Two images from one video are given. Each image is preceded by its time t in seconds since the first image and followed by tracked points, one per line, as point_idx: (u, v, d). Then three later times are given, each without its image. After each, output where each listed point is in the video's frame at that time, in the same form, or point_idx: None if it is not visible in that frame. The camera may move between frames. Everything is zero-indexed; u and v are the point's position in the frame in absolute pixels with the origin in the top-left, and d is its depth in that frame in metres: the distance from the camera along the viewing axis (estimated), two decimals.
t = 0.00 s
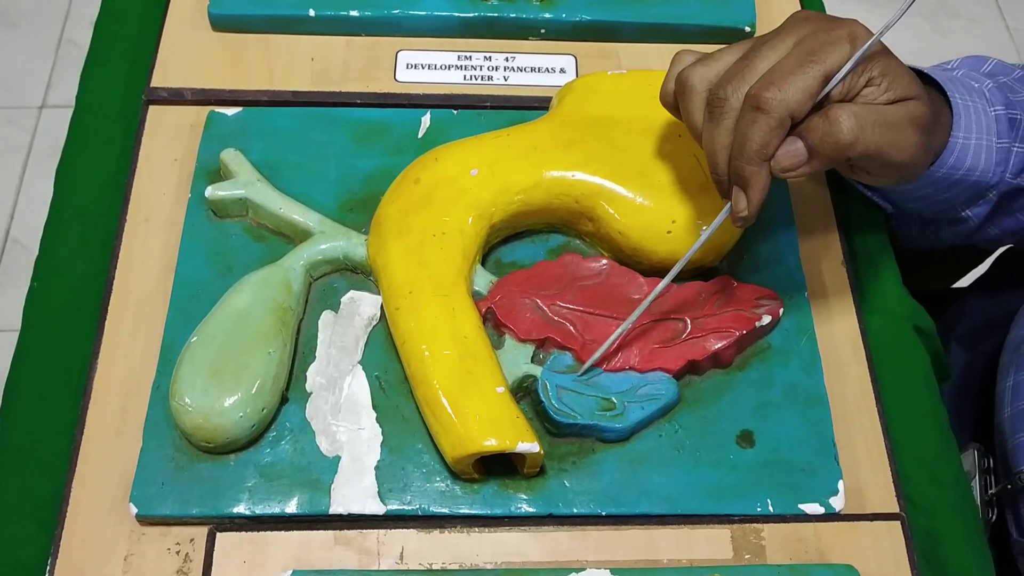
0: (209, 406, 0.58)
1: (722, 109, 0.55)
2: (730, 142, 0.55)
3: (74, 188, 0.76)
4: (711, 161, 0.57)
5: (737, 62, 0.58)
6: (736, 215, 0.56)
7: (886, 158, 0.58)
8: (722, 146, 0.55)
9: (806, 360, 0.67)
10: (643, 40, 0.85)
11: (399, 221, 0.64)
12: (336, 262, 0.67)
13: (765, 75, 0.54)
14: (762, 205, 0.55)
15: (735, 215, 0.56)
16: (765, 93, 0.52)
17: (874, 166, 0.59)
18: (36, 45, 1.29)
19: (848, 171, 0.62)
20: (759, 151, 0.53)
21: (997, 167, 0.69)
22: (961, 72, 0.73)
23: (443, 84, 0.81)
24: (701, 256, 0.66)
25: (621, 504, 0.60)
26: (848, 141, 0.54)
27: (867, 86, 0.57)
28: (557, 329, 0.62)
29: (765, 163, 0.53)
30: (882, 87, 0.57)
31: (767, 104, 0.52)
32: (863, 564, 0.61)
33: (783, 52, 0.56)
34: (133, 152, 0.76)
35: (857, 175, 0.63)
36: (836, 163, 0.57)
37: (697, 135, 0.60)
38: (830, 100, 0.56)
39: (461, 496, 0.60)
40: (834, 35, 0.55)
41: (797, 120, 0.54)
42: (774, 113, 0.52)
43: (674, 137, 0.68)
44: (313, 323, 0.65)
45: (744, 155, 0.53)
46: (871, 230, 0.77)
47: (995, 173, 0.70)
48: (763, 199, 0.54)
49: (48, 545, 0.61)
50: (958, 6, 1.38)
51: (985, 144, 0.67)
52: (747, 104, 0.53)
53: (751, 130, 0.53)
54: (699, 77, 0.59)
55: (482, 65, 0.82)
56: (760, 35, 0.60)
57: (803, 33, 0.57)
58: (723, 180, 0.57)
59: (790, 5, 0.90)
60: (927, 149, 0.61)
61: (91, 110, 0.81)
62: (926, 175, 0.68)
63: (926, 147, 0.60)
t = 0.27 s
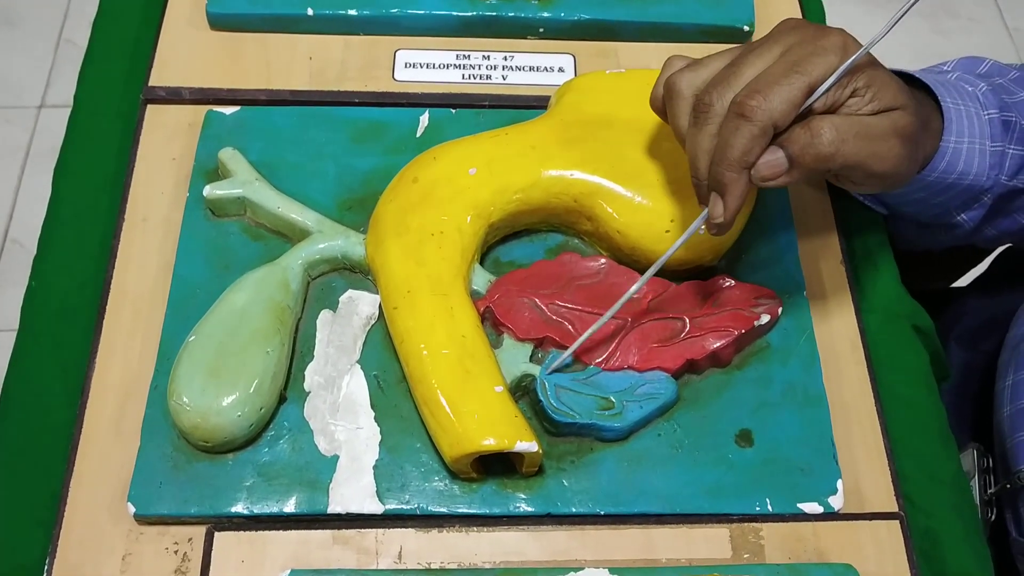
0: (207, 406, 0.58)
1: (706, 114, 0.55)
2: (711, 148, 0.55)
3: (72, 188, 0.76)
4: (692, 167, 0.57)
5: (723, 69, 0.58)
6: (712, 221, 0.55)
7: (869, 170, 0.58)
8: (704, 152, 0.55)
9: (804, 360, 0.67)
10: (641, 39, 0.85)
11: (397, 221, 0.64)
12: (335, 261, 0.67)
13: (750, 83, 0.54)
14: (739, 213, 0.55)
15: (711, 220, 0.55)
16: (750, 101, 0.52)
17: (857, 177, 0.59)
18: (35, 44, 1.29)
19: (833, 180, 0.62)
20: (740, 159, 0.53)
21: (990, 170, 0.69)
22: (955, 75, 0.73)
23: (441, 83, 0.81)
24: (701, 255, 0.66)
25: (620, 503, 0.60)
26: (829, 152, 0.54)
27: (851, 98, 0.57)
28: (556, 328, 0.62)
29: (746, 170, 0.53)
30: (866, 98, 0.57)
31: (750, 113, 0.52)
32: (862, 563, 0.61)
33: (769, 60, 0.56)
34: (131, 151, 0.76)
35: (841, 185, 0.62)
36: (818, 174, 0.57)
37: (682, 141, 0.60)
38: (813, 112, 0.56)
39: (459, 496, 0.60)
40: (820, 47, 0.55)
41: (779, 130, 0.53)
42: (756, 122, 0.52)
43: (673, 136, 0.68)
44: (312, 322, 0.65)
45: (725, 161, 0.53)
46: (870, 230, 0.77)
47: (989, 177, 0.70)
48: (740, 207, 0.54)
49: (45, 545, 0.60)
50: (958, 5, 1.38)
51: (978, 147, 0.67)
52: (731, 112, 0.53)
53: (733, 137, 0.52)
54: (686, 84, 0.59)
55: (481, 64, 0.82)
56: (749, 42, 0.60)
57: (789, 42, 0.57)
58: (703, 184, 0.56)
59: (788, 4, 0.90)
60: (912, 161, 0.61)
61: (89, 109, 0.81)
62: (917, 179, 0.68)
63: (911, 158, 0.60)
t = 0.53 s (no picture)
0: (207, 406, 0.58)
1: (702, 114, 0.56)
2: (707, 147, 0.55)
3: (72, 187, 0.76)
4: (688, 166, 0.57)
5: (720, 68, 0.58)
6: (707, 220, 0.56)
7: (865, 170, 0.58)
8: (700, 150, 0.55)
9: (804, 359, 0.67)
10: (641, 39, 0.85)
11: (397, 220, 0.64)
12: (335, 260, 0.67)
13: (746, 82, 0.54)
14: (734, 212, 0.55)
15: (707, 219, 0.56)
16: (745, 100, 0.52)
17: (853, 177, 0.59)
18: (34, 43, 1.29)
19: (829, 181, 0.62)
20: (735, 157, 0.53)
21: (989, 170, 0.69)
22: (952, 76, 0.73)
23: (441, 83, 0.81)
24: (701, 254, 0.66)
25: (620, 502, 0.60)
26: (824, 153, 0.54)
27: (847, 98, 0.57)
28: (557, 328, 0.62)
29: (740, 169, 0.53)
30: (862, 99, 0.57)
31: (747, 111, 0.52)
32: (862, 563, 0.61)
33: (765, 60, 0.57)
34: (131, 150, 0.76)
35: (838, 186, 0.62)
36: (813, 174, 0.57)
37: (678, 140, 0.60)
38: (809, 111, 0.56)
39: (459, 495, 0.60)
40: (816, 47, 0.55)
41: (775, 129, 0.54)
42: (752, 120, 0.52)
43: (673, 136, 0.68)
44: (312, 321, 0.65)
45: (720, 160, 0.53)
46: (869, 230, 0.77)
47: (987, 177, 0.70)
48: (735, 205, 0.55)
49: (46, 545, 0.60)
50: (958, 5, 1.38)
51: (975, 148, 0.67)
52: (727, 110, 0.53)
53: (729, 136, 0.53)
54: (683, 83, 0.59)
55: (481, 64, 0.82)
56: (746, 43, 0.60)
57: (786, 42, 0.57)
58: (698, 183, 0.57)
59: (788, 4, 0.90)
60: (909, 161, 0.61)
61: (89, 109, 0.81)
62: (914, 179, 0.68)
63: (907, 159, 0.60)
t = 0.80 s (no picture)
0: (205, 406, 0.58)
1: (705, 115, 0.55)
2: (711, 148, 0.55)
3: (71, 187, 0.76)
4: (693, 166, 0.57)
5: (722, 69, 0.58)
6: (712, 221, 0.56)
7: (868, 168, 0.58)
8: (704, 152, 0.55)
9: (803, 360, 0.67)
10: (640, 39, 0.85)
11: (396, 221, 0.64)
12: (333, 261, 0.67)
13: (748, 83, 0.54)
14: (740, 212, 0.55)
15: (713, 220, 0.56)
16: (749, 101, 0.52)
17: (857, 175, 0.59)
18: (34, 43, 1.29)
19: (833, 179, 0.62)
20: (740, 158, 0.53)
21: (989, 170, 0.69)
22: (952, 75, 0.73)
23: (440, 84, 0.81)
24: (699, 254, 0.66)
25: (618, 503, 0.60)
26: (829, 151, 0.54)
27: (850, 97, 0.57)
28: (555, 328, 0.62)
29: (745, 170, 0.53)
30: (866, 97, 0.57)
31: (750, 112, 0.52)
32: (860, 563, 0.61)
33: (768, 60, 0.56)
34: (130, 151, 0.76)
35: (842, 184, 0.62)
36: (818, 173, 0.57)
37: (682, 141, 0.60)
38: (813, 110, 0.56)
39: (457, 496, 0.60)
40: (818, 46, 0.55)
41: (779, 129, 0.54)
42: (756, 121, 0.52)
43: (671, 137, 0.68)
44: (311, 322, 0.65)
45: (725, 161, 0.53)
46: (868, 230, 0.77)
47: (987, 176, 0.70)
48: (740, 206, 0.54)
49: (44, 545, 0.60)
50: (957, 5, 1.38)
51: (976, 147, 0.68)
52: (731, 111, 0.53)
53: (733, 137, 0.53)
54: (685, 83, 0.59)
55: (480, 64, 0.82)
56: (748, 42, 0.60)
57: (788, 42, 0.57)
58: (703, 184, 0.57)
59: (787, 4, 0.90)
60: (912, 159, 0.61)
61: (87, 109, 0.81)
62: (916, 178, 0.68)
63: (910, 156, 0.60)
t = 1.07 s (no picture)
0: (206, 407, 0.58)
1: (714, 116, 0.55)
2: (721, 149, 0.55)
3: (71, 188, 0.76)
4: (703, 168, 0.57)
5: (729, 68, 0.58)
6: (725, 223, 0.56)
7: (878, 167, 0.58)
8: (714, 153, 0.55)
9: (804, 360, 0.67)
10: (640, 39, 0.85)
11: (396, 221, 0.64)
12: (334, 261, 0.67)
13: (757, 83, 0.54)
14: (752, 213, 0.55)
15: (725, 222, 0.56)
16: (757, 102, 0.52)
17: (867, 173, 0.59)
18: (34, 43, 1.29)
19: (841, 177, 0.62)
20: (750, 160, 0.53)
21: (992, 168, 0.69)
22: (956, 73, 0.73)
23: (440, 84, 0.80)
24: (699, 255, 0.66)
25: (619, 503, 0.60)
26: (839, 150, 0.54)
27: (860, 95, 0.57)
28: (555, 328, 0.62)
29: (756, 171, 0.53)
30: (874, 95, 0.57)
31: (759, 113, 0.52)
32: (861, 564, 0.61)
33: (775, 59, 0.56)
34: (130, 151, 0.76)
35: (851, 182, 0.62)
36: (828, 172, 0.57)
37: (690, 141, 0.60)
38: (823, 109, 0.56)
39: (458, 496, 0.60)
40: (827, 44, 0.55)
41: (788, 129, 0.54)
42: (765, 122, 0.52)
43: (672, 137, 0.68)
44: (311, 322, 0.65)
45: (735, 163, 0.53)
46: (868, 230, 0.77)
47: (991, 174, 0.70)
48: (753, 207, 0.54)
49: (45, 546, 0.60)
50: (958, 6, 1.38)
51: (980, 145, 0.67)
52: (739, 113, 0.53)
53: (743, 138, 0.53)
54: (692, 83, 0.59)
55: (480, 65, 0.82)
56: (754, 41, 0.60)
57: (795, 40, 0.57)
58: (714, 186, 0.57)
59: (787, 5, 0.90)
60: (921, 157, 0.61)
61: (88, 109, 0.81)
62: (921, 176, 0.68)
63: (919, 153, 0.60)
